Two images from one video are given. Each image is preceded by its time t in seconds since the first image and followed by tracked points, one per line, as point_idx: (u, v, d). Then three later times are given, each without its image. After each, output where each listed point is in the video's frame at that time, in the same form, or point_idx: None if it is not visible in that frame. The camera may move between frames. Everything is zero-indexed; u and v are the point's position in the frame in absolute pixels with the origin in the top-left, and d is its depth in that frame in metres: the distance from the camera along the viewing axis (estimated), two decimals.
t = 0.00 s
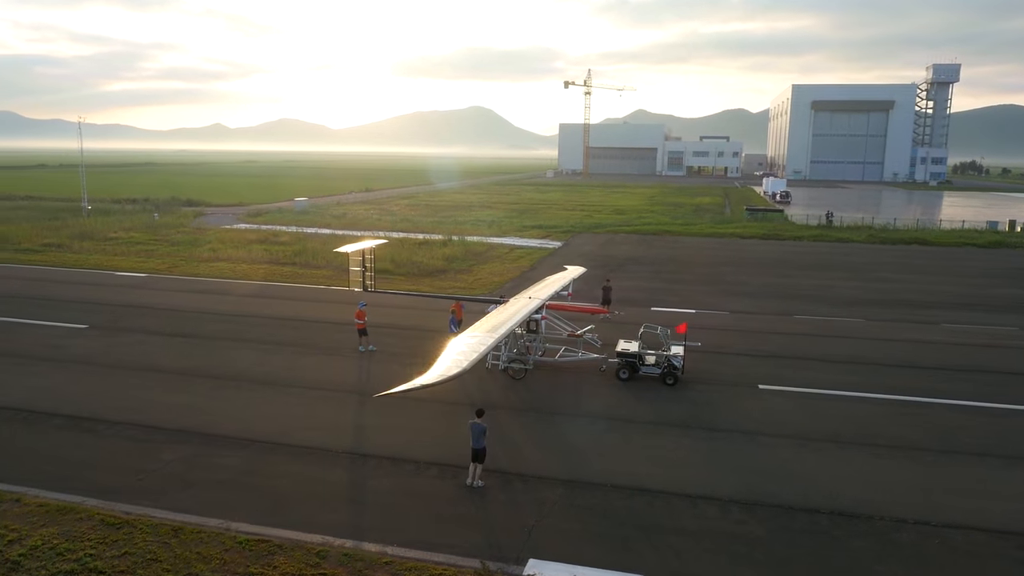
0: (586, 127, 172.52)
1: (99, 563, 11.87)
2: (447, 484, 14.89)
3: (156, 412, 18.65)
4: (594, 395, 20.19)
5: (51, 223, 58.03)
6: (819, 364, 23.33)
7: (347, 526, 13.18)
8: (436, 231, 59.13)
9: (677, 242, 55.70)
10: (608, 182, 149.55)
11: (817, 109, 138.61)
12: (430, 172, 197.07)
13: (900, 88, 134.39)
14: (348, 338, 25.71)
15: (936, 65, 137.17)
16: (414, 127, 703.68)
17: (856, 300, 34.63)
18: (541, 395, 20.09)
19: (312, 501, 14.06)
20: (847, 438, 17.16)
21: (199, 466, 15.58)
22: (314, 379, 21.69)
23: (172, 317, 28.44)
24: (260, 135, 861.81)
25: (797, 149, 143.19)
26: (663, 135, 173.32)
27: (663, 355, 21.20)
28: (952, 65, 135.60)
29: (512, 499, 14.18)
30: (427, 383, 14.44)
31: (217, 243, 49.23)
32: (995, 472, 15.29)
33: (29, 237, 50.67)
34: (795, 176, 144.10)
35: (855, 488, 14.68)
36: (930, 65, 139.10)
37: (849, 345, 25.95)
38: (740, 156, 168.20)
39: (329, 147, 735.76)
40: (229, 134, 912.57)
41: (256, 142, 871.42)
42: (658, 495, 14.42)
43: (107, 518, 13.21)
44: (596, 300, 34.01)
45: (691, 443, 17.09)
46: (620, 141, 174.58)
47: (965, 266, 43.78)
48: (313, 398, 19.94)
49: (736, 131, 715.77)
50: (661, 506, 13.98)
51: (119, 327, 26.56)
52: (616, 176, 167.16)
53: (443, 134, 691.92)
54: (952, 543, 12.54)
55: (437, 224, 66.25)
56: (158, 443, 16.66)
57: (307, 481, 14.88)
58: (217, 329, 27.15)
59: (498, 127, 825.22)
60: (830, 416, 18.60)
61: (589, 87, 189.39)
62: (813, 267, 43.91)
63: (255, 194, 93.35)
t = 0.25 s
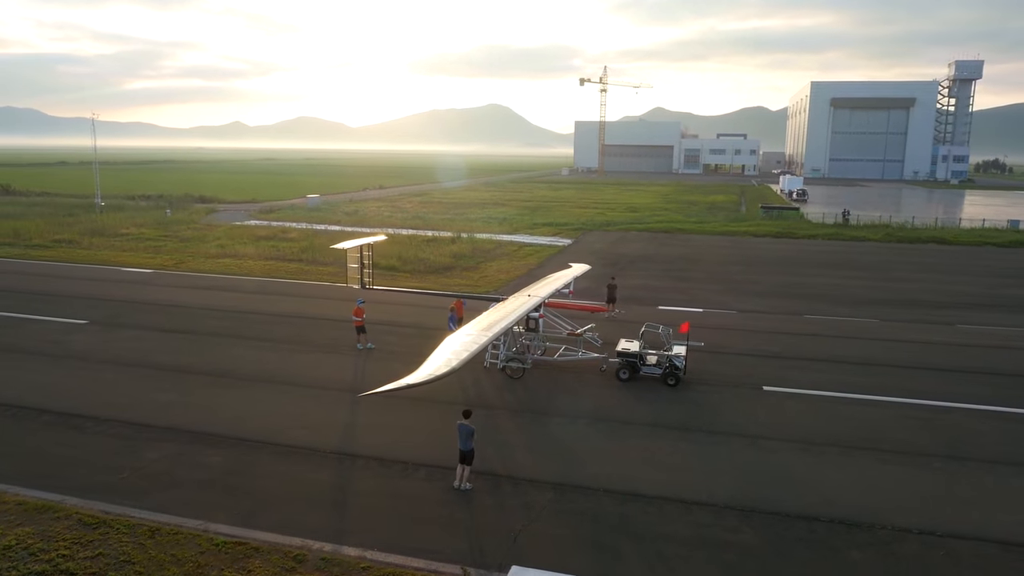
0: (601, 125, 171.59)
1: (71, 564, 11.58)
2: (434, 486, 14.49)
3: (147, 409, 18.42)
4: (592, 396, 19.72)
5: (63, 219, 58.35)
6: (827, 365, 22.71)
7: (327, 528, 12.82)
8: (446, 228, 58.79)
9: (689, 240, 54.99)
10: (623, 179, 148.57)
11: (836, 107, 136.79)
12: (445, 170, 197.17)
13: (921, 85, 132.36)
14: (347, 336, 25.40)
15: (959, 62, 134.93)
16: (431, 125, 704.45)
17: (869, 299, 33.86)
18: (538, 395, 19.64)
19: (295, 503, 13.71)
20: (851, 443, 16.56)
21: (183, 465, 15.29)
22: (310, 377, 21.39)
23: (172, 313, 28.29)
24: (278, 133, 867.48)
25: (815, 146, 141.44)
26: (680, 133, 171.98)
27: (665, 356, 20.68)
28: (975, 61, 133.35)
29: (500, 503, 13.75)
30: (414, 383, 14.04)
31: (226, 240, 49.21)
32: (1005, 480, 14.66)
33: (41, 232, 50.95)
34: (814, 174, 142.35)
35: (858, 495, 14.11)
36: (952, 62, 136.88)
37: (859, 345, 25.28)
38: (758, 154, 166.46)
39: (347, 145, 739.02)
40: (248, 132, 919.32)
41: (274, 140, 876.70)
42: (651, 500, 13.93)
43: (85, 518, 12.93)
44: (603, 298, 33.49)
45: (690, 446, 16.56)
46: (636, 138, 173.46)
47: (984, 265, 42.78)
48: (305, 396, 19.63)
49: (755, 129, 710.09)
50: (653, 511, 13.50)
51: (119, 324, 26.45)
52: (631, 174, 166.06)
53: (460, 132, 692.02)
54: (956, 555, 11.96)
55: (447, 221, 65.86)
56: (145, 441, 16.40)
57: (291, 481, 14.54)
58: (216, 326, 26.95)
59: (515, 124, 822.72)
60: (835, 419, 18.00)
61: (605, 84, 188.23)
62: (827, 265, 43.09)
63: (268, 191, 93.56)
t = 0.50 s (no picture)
0: (620, 122, 170.29)
1: (38, 564, 11.26)
2: (418, 488, 14.08)
3: (137, 404, 18.17)
4: (590, 395, 19.20)
5: (79, 214, 58.76)
6: (836, 367, 21.99)
7: (304, 531, 12.44)
8: (457, 224, 58.39)
9: (704, 237, 54.11)
10: (642, 177, 147.33)
11: (858, 104, 134.52)
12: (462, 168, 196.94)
13: (947, 82, 129.82)
14: (346, 332, 25.04)
15: (986, 58, 132.18)
16: (451, 123, 705.05)
17: (885, 299, 32.96)
18: (535, 395, 19.15)
19: (274, 504, 13.36)
20: (856, 448, 15.90)
21: (166, 462, 15.01)
22: (304, 374, 21.07)
23: (174, 308, 28.16)
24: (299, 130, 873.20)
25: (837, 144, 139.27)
26: (699, 130, 170.23)
27: (667, 355, 20.10)
28: (1002, 57, 130.55)
29: (485, 507, 13.30)
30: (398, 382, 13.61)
31: (236, 235, 49.16)
32: (1017, 489, 13.94)
33: (54, 227, 51.22)
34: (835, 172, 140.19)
35: (859, 503, 13.48)
36: (978, 58, 134.12)
37: (871, 346, 24.50)
38: (779, 151, 164.36)
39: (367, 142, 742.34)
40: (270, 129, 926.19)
41: (296, 137, 882.06)
42: (642, 505, 13.40)
43: (58, 516, 12.65)
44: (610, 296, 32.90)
45: (687, 449, 16.00)
46: (654, 136, 171.97)
47: (1007, 265, 41.57)
48: (297, 393, 19.31)
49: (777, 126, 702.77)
50: (643, 517, 12.97)
51: (119, 318, 26.33)
52: (650, 171, 164.70)
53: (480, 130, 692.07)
54: (960, 569, 11.31)
55: (460, 218, 65.46)
56: (130, 437, 16.15)
57: (273, 481, 14.19)
58: (216, 321, 26.71)
59: (535, 122, 821.16)
60: (841, 423, 17.34)
61: (624, 81, 186.85)
62: (843, 264, 42.11)
63: (284, 188, 93.76)
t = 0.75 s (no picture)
0: (637, 120, 169.23)
1: (8, 563, 11.00)
2: (404, 488, 13.72)
3: (128, 399, 17.98)
4: (589, 395, 18.74)
5: (92, 210, 59.09)
6: (844, 368, 21.36)
7: (283, 532, 12.12)
8: (469, 221, 58.08)
9: (717, 235, 53.37)
10: (658, 175, 146.18)
11: (879, 101, 132.52)
12: (478, 166, 196.81)
13: (970, 78, 127.55)
14: (345, 329, 24.76)
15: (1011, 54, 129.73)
16: (468, 120, 705.17)
17: (900, 299, 32.17)
18: (532, 394, 18.74)
19: (256, 503, 13.06)
20: (861, 452, 15.33)
21: (151, 459, 14.74)
22: (300, 370, 20.80)
23: (176, 303, 28.04)
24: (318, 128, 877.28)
25: (858, 142, 137.32)
26: (717, 128, 168.66)
27: (668, 354, 19.59)
28: None
29: (470, 509, 12.93)
30: (384, 379, 13.25)
31: (246, 231, 49.13)
32: None
33: (67, 222, 51.52)
34: (856, 170, 138.24)
35: (860, 510, 12.94)
36: (1003, 54, 131.64)
37: (883, 347, 23.81)
38: (798, 149, 162.40)
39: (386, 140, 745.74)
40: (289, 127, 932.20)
41: (314, 135, 886.34)
42: (633, 510, 12.94)
43: (35, 514, 12.41)
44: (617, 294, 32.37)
45: (684, 451, 15.51)
46: (672, 133, 170.69)
47: None
48: (291, 391, 19.02)
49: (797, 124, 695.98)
50: (634, 522, 12.51)
51: (120, 313, 26.22)
52: (666, 168, 163.51)
53: (497, 127, 691.98)
54: None
55: (471, 215, 65.05)
56: (117, 433, 15.92)
57: (257, 479, 13.88)
58: (217, 317, 26.52)
59: (553, 120, 819.55)
60: (846, 426, 16.76)
61: (641, 78, 185.48)
62: (859, 263, 41.25)
63: (299, 184, 93.92)
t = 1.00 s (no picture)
0: (657, 117, 167.81)
1: None
2: (388, 490, 13.34)
3: (120, 395, 17.80)
4: (588, 395, 18.23)
5: (111, 206, 59.65)
6: (856, 369, 20.62)
7: (259, 534, 11.78)
8: (482, 219, 57.70)
9: (734, 233, 52.47)
10: (678, 173, 144.88)
11: (905, 98, 130.01)
12: (498, 164, 196.45)
13: (1000, 75, 124.68)
14: (346, 326, 24.45)
15: None
16: (490, 118, 705.58)
17: (919, 299, 31.22)
18: (529, 394, 18.28)
19: (235, 502, 12.75)
20: (868, 457, 14.67)
21: (135, 456, 14.51)
22: (296, 367, 20.52)
23: (180, 299, 27.97)
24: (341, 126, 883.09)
25: (883, 140, 134.89)
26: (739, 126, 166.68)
27: (671, 354, 19.01)
28: None
29: (454, 512, 12.51)
30: (367, 377, 12.86)
31: (258, 228, 49.15)
32: None
33: (83, 218, 51.92)
34: (881, 169, 135.80)
35: (862, 519, 12.32)
36: None
37: (898, 348, 22.99)
38: (822, 147, 159.96)
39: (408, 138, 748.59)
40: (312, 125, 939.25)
41: (337, 133, 891.90)
42: (623, 516, 12.43)
43: (10, 511, 12.20)
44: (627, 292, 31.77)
45: (681, 455, 14.96)
46: (693, 131, 169.02)
47: None
48: (285, 387, 18.73)
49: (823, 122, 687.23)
50: (622, 529, 12.01)
51: (123, 309, 26.17)
52: (687, 166, 161.94)
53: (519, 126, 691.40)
54: None
55: (486, 212, 64.69)
56: (105, 429, 15.73)
57: (239, 478, 13.58)
58: (219, 313, 26.36)
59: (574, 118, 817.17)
60: (854, 430, 16.08)
61: (662, 75, 183.93)
62: (878, 262, 40.23)
63: (316, 181, 94.15)
